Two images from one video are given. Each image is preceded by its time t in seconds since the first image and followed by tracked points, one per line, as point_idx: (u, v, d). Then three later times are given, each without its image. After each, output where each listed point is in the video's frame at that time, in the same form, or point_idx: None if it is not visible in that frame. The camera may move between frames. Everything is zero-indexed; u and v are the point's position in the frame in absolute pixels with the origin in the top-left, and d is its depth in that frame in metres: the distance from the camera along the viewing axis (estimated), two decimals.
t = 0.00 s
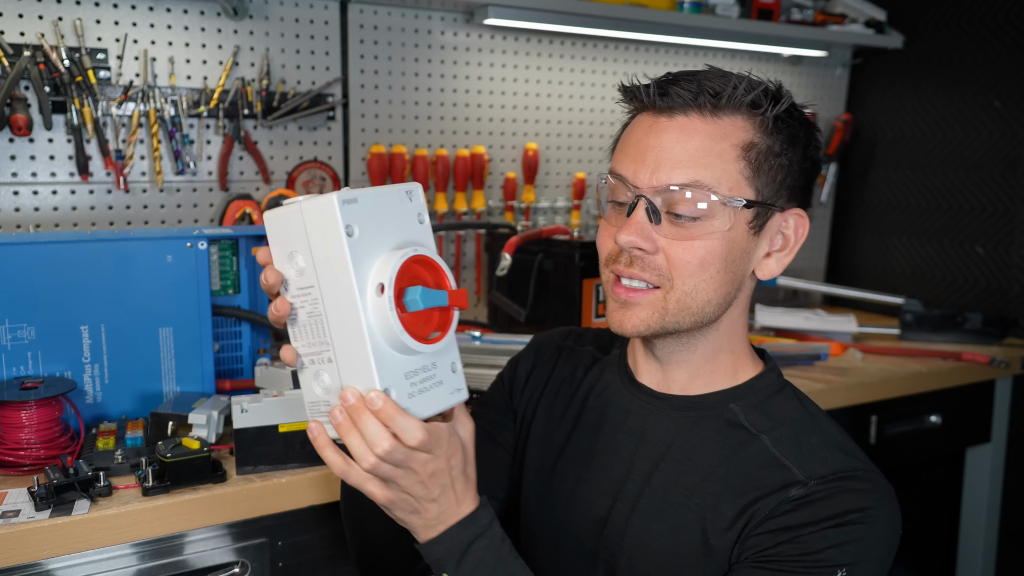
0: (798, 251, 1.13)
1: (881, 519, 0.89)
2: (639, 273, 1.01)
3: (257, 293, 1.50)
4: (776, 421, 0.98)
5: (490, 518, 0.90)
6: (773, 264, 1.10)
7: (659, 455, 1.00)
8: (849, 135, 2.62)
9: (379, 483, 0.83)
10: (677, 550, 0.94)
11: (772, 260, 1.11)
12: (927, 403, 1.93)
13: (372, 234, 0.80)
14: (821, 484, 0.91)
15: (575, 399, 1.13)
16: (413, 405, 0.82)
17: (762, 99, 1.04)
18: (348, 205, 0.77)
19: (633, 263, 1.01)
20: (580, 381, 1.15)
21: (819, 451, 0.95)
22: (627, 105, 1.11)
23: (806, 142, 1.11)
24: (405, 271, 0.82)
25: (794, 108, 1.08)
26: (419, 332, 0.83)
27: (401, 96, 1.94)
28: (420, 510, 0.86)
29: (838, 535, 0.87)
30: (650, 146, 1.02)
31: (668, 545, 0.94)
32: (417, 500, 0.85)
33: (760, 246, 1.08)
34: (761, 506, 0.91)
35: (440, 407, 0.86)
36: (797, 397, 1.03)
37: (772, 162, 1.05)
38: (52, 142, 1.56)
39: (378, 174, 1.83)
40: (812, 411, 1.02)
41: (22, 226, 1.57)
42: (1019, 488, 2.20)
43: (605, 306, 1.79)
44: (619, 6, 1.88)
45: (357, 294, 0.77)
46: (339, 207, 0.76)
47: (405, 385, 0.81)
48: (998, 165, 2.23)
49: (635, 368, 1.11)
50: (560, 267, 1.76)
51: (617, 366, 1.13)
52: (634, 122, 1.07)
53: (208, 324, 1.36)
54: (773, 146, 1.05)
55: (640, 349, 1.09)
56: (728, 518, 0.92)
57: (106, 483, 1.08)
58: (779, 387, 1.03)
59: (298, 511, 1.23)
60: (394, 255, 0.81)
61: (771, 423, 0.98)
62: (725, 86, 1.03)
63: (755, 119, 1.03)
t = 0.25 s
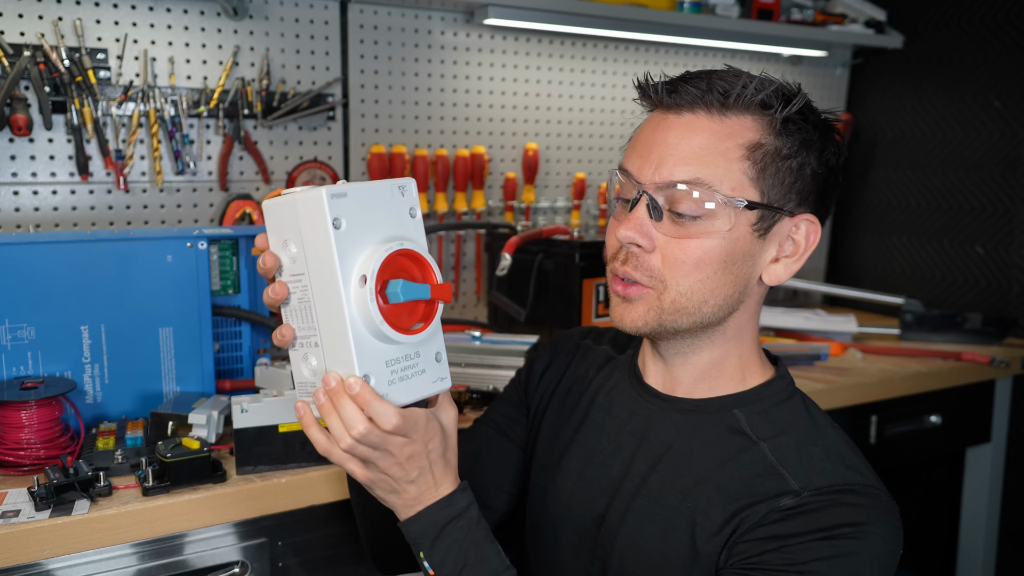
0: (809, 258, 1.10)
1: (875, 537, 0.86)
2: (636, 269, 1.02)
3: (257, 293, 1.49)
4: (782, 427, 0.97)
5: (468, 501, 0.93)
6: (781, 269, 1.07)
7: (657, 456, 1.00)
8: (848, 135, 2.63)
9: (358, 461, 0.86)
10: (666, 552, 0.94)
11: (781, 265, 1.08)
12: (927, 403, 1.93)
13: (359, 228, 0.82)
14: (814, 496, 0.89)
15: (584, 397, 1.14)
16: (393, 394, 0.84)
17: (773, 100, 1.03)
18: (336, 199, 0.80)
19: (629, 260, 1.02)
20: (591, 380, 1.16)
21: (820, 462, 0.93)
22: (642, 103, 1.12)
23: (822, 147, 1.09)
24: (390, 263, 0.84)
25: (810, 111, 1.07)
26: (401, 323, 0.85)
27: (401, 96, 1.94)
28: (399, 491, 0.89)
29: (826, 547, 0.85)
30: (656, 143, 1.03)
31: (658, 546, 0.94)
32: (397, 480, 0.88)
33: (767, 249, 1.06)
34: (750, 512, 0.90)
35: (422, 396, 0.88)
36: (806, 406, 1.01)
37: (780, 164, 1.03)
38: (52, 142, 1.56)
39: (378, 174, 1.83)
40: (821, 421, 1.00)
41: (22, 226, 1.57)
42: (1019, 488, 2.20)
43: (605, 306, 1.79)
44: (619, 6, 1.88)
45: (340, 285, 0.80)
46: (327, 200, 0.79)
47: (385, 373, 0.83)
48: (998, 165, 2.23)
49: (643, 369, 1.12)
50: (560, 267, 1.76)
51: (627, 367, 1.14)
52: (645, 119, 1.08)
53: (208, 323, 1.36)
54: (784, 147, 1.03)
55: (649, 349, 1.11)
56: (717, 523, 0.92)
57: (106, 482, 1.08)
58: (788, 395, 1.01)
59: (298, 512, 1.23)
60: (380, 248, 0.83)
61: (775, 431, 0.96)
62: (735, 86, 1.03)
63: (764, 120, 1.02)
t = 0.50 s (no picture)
0: (813, 261, 1.09)
1: (870, 549, 0.84)
2: (634, 275, 1.03)
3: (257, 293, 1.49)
4: (787, 434, 0.96)
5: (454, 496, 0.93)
6: (784, 273, 1.06)
7: (658, 457, 1.00)
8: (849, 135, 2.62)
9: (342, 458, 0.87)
10: (659, 553, 0.93)
11: (784, 269, 1.07)
12: (926, 403, 1.93)
13: (334, 231, 0.83)
14: (809, 505, 0.88)
15: (593, 396, 1.15)
16: (374, 392, 0.84)
17: (768, 102, 1.02)
18: (309, 205, 0.81)
19: (627, 267, 1.04)
20: (602, 379, 1.17)
21: (820, 469, 0.91)
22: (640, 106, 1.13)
23: (824, 146, 1.08)
24: (366, 264, 0.84)
25: (808, 111, 1.06)
26: (382, 323, 0.85)
27: (401, 96, 1.94)
28: (386, 485, 0.91)
29: (816, 559, 0.83)
30: (652, 149, 1.03)
31: (652, 547, 0.94)
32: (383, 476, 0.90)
33: (767, 253, 1.05)
34: (744, 517, 0.89)
35: (404, 393, 0.87)
36: (812, 412, 1.00)
37: (777, 167, 1.02)
38: (51, 142, 1.56)
39: (378, 174, 1.83)
40: (828, 429, 0.98)
41: (22, 226, 1.57)
42: (1019, 488, 2.20)
43: (605, 306, 1.79)
44: (619, 7, 1.88)
45: (315, 288, 0.80)
46: (298, 207, 0.80)
47: (365, 372, 0.84)
48: (998, 165, 2.23)
49: (649, 371, 1.13)
50: (560, 268, 1.76)
51: (637, 369, 1.15)
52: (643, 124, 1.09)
53: (208, 324, 1.36)
54: (779, 154, 1.02)
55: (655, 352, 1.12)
56: (712, 524, 0.91)
57: (106, 482, 1.08)
58: (794, 403, 1.00)
59: (298, 512, 1.23)
60: (355, 250, 0.83)
61: (779, 437, 0.96)
62: (730, 89, 1.02)
63: (759, 121, 1.02)
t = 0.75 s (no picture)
0: (812, 260, 1.09)
1: (869, 549, 0.84)
2: (632, 276, 1.03)
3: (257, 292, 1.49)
4: (786, 433, 0.95)
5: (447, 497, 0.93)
6: (783, 272, 1.06)
7: (657, 457, 1.00)
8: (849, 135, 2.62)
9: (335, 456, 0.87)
10: (659, 554, 0.93)
11: (783, 268, 1.07)
12: (926, 403, 1.93)
13: (338, 225, 0.83)
14: (808, 504, 0.87)
15: (595, 396, 1.16)
16: (368, 389, 0.84)
17: (767, 102, 1.02)
18: (315, 199, 0.81)
19: (626, 268, 1.04)
20: (603, 379, 1.17)
21: (819, 469, 0.91)
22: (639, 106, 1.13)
23: (823, 145, 1.08)
24: (367, 261, 0.84)
25: (808, 110, 1.06)
26: (380, 320, 0.85)
27: (401, 96, 1.94)
28: (377, 486, 0.91)
29: (815, 559, 0.83)
30: (651, 149, 1.03)
31: (651, 548, 0.94)
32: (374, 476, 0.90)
33: (767, 252, 1.05)
34: (743, 517, 0.89)
35: (397, 393, 0.87)
36: (812, 412, 0.99)
37: (776, 167, 1.02)
38: (52, 142, 1.56)
39: (378, 175, 1.84)
40: (826, 428, 0.98)
41: (22, 226, 1.57)
42: (1020, 488, 2.20)
43: (605, 306, 1.79)
44: (618, 7, 1.88)
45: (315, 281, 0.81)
46: (304, 200, 0.81)
47: (360, 367, 0.84)
48: (998, 165, 2.23)
49: (648, 370, 1.13)
50: (560, 268, 1.76)
51: (637, 369, 1.15)
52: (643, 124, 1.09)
53: (208, 324, 1.36)
54: (779, 153, 1.02)
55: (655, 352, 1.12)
56: (711, 524, 0.91)
57: (106, 482, 1.08)
58: (795, 402, 0.99)
59: (297, 512, 1.23)
60: (358, 246, 0.83)
61: (779, 437, 0.95)
62: (729, 88, 1.02)
63: (759, 121, 1.02)
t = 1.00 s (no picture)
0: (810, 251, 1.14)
1: (875, 536, 0.85)
2: (668, 268, 1.00)
3: (257, 293, 1.50)
4: (777, 425, 0.96)
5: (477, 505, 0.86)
6: (789, 263, 1.11)
7: (657, 456, 1.00)
8: (849, 135, 2.63)
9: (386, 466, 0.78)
10: (659, 553, 0.93)
11: (788, 259, 1.11)
12: (926, 403, 1.93)
13: (379, 193, 0.78)
14: (812, 496, 0.88)
15: (587, 398, 1.15)
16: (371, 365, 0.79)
17: (786, 99, 1.05)
18: (363, 161, 0.77)
19: (662, 260, 1.00)
20: (596, 380, 1.17)
21: (817, 459, 0.92)
22: (646, 100, 1.11)
23: (821, 144, 1.12)
24: (401, 235, 0.79)
25: (811, 109, 1.09)
26: (402, 298, 0.79)
27: (401, 96, 1.94)
28: (418, 495, 0.82)
29: (826, 549, 0.83)
30: (678, 140, 1.02)
31: (652, 546, 0.94)
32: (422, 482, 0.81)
33: (781, 244, 1.08)
34: (749, 514, 0.89)
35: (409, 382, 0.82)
36: (805, 402, 1.00)
37: (795, 161, 1.06)
38: (52, 142, 1.56)
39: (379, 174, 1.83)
40: (819, 418, 0.99)
41: (22, 226, 1.57)
42: (1020, 489, 2.20)
43: (605, 306, 1.79)
44: (618, 6, 1.88)
45: (342, 245, 0.76)
46: (351, 159, 0.76)
47: (369, 342, 0.78)
48: (999, 165, 2.23)
49: (641, 370, 1.12)
50: (560, 268, 1.76)
51: (628, 368, 1.14)
52: (660, 114, 1.07)
53: (208, 324, 1.36)
54: (795, 145, 1.06)
55: (649, 351, 1.10)
56: (717, 522, 0.91)
57: (106, 482, 1.08)
58: (788, 392, 1.00)
59: (297, 511, 1.23)
60: (394, 217, 0.78)
61: (773, 429, 0.96)
62: (752, 83, 1.03)
63: (779, 117, 1.04)
